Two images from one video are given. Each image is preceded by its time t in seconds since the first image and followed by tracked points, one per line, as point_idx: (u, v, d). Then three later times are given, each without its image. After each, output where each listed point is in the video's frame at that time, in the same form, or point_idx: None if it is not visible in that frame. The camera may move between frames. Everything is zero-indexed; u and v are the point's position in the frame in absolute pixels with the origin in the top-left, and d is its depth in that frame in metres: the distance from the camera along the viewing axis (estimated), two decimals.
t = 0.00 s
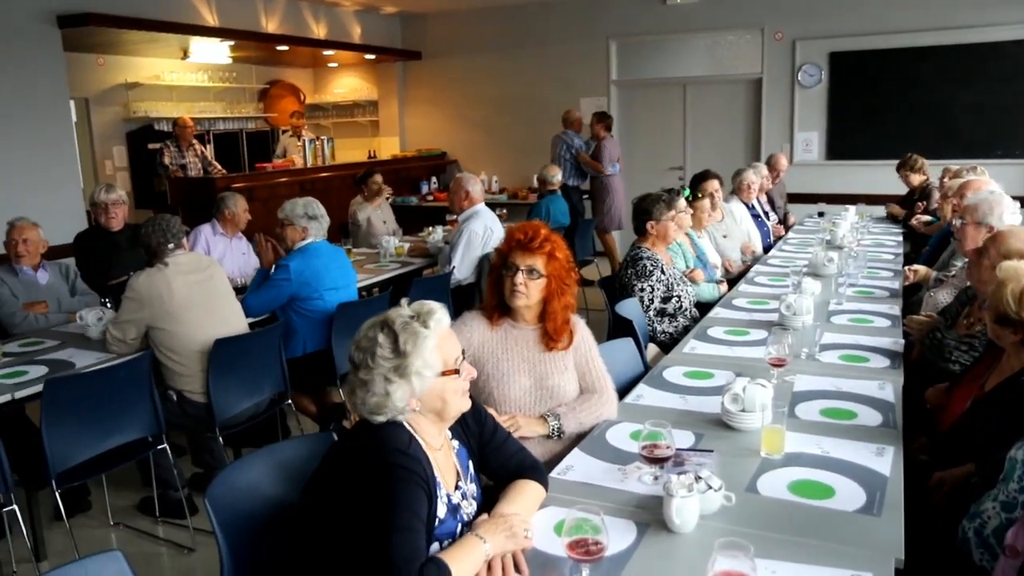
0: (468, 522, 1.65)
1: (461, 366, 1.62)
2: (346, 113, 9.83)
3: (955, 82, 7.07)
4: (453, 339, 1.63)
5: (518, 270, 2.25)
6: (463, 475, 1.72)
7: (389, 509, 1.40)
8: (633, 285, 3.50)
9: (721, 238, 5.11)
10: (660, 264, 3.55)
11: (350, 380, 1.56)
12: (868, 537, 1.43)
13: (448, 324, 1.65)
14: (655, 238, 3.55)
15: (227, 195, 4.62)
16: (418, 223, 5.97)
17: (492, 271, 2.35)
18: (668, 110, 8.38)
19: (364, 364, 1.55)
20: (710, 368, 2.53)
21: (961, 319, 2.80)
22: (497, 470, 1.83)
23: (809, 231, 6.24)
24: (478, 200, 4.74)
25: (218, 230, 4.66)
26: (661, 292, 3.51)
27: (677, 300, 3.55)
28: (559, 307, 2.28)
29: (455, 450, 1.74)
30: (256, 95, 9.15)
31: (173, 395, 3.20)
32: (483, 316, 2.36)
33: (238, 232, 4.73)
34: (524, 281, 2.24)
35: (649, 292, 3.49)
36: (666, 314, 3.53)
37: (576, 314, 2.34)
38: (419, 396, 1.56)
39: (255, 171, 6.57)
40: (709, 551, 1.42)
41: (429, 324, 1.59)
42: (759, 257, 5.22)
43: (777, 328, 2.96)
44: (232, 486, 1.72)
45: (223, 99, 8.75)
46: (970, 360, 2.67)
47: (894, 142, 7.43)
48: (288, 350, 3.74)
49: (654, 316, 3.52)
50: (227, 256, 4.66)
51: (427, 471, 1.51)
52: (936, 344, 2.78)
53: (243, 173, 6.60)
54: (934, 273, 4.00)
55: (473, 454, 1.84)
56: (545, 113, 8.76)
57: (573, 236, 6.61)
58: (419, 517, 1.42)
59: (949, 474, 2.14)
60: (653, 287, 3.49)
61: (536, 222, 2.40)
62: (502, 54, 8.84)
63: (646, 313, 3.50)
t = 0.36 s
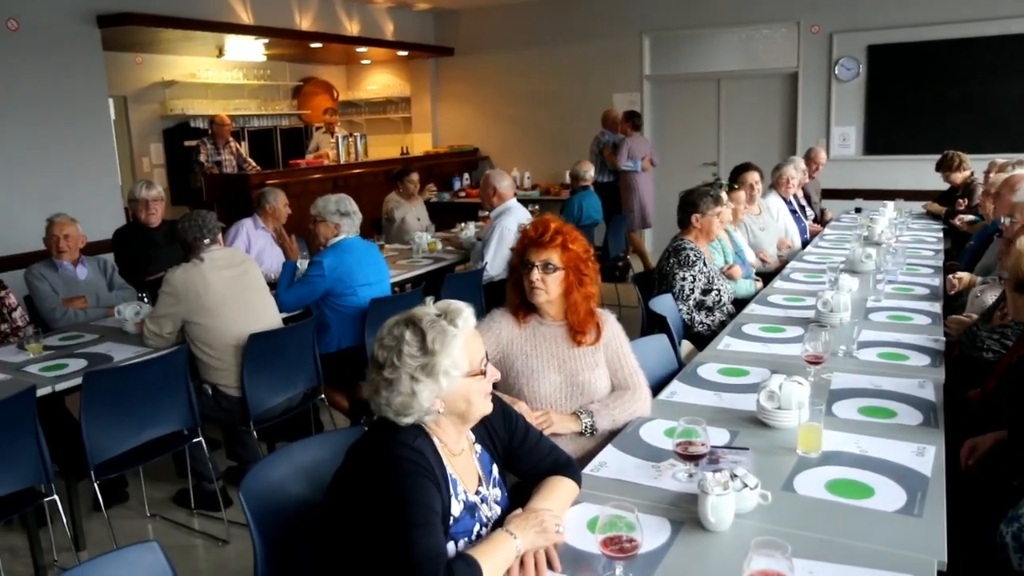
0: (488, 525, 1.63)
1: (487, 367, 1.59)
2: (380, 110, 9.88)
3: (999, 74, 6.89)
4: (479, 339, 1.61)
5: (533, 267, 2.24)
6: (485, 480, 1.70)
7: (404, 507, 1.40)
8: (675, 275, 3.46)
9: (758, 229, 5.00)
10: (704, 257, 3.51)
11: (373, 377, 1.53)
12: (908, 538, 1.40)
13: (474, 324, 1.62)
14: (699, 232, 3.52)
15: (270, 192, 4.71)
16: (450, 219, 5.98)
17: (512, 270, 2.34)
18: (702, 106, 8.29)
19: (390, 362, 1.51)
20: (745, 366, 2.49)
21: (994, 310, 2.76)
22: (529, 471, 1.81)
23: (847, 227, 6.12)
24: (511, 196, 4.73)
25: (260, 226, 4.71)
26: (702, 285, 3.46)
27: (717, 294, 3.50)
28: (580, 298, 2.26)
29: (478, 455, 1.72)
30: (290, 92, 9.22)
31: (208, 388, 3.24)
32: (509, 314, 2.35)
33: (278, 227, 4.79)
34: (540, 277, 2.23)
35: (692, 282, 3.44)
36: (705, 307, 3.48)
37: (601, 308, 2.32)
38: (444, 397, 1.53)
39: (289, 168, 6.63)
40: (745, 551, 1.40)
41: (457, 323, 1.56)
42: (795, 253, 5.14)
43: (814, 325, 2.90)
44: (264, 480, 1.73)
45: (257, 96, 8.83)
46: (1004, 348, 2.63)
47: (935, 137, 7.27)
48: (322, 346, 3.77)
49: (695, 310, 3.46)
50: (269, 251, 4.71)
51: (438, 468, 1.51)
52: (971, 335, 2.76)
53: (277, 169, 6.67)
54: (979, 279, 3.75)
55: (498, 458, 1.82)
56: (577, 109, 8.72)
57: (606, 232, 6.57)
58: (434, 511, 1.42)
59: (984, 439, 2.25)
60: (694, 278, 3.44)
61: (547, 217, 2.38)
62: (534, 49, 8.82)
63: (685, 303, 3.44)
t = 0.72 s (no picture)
0: (506, 527, 1.61)
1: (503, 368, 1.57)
2: (413, 107, 9.93)
3: None
4: (496, 339, 1.59)
5: (558, 262, 2.22)
6: (507, 481, 1.68)
7: (421, 505, 1.39)
8: (720, 264, 3.40)
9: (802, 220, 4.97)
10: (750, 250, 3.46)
11: (389, 378, 1.53)
12: (948, 541, 1.36)
13: (492, 324, 1.60)
14: (746, 226, 3.46)
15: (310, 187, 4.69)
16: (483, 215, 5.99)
17: (539, 268, 2.34)
18: (738, 102, 8.19)
19: (403, 363, 1.51)
20: (781, 364, 2.45)
21: None
22: (560, 470, 1.80)
23: (886, 224, 6.00)
24: (544, 192, 4.72)
25: (299, 221, 4.75)
26: (746, 276, 3.42)
27: (760, 287, 3.45)
28: (606, 291, 2.23)
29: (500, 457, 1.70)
30: (325, 89, 9.30)
31: (243, 381, 3.29)
32: (539, 309, 2.34)
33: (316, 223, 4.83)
34: (565, 271, 2.21)
35: (736, 272, 3.39)
36: (747, 299, 3.44)
37: (629, 304, 2.28)
38: (458, 398, 1.52)
39: (323, 164, 6.67)
40: (780, 551, 1.37)
41: (472, 323, 1.55)
42: (835, 249, 5.06)
43: (851, 324, 2.84)
44: (296, 471, 1.75)
45: (293, 93, 8.93)
46: None
47: (978, 133, 7.09)
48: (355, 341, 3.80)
49: (737, 301, 3.43)
50: (306, 248, 4.76)
51: (454, 466, 1.51)
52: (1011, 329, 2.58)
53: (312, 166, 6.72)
54: None
55: (523, 460, 1.80)
56: (610, 105, 8.67)
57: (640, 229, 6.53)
58: (451, 507, 1.42)
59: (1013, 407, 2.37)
60: (740, 268, 3.39)
61: (571, 212, 2.36)
62: (568, 45, 8.78)
63: (727, 292, 3.41)
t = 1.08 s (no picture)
0: (534, 526, 1.60)
1: (535, 363, 1.55)
2: (455, 105, 9.97)
3: None
4: (529, 333, 1.58)
5: (603, 259, 2.20)
6: (536, 478, 1.67)
7: (451, 500, 1.39)
8: (758, 265, 3.35)
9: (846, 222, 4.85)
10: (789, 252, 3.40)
11: (420, 369, 1.54)
12: (991, 553, 1.31)
13: (525, 319, 1.59)
14: (787, 227, 3.39)
15: (348, 183, 4.74)
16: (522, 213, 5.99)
17: (581, 264, 2.32)
18: (782, 101, 8.06)
19: (435, 354, 1.52)
20: (820, 367, 2.39)
21: None
22: (590, 468, 1.78)
23: (933, 227, 5.85)
24: (584, 190, 4.69)
25: (338, 217, 4.81)
26: (785, 278, 3.36)
27: (800, 289, 3.39)
28: (650, 292, 2.20)
29: (530, 455, 1.68)
30: (367, 87, 9.39)
31: (279, 374, 3.32)
32: (578, 307, 2.33)
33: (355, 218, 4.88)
34: (609, 269, 2.19)
35: (776, 274, 3.34)
36: (786, 302, 3.38)
37: (670, 304, 2.25)
38: (489, 391, 1.51)
39: (364, 161, 6.72)
40: (814, 558, 1.34)
41: (505, 316, 1.55)
42: (879, 253, 4.94)
43: (894, 328, 2.78)
44: (327, 466, 1.76)
45: (335, 90, 9.03)
46: None
47: None
48: (391, 336, 3.82)
49: (776, 303, 3.38)
50: (344, 243, 4.81)
51: (484, 462, 1.50)
52: None
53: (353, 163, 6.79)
54: None
55: (552, 459, 1.77)
56: (651, 104, 8.60)
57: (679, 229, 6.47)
58: (482, 503, 1.41)
59: None
60: (779, 270, 3.34)
61: (619, 210, 2.34)
62: (610, 44, 8.73)
63: (766, 294, 3.35)
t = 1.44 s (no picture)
0: (583, 516, 1.60)
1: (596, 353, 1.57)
2: (506, 104, 10.00)
3: None
4: (592, 326, 1.60)
5: (664, 258, 2.18)
6: (583, 468, 1.66)
7: (500, 489, 1.38)
8: (798, 279, 3.29)
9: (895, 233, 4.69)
10: (830, 260, 3.32)
11: (485, 354, 1.55)
12: None
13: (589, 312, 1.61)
14: (832, 233, 3.34)
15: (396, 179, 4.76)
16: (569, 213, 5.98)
17: (637, 262, 2.29)
18: (839, 104, 7.88)
19: (502, 338, 1.53)
20: (868, 375, 2.33)
21: None
22: (628, 465, 1.77)
23: (994, 235, 5.65)
24: (631, 190, 4.66)
25: (387, 213, 4.87)
26: (826, 291, 3.27)
27: (843, 300, 3.30)
28: (705, 300, 2.17)
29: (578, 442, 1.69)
30: (419, 85, 9.48)
31: (324, 366, 3.37)
32: (626, 306, 2.30)
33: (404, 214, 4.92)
34: (670, 269, 2.16)
35: (816, 288, 3.26)
36: (829, 313, 3.29)
37: (722, 309, 2.22)
38: (551, 377, 1.52)
39: (413, 158, 6.78)
40: (852, 567, 1.30)
41: (571, 306, 1.57)
42: (933, 261, 4.80)
43: (948, 336, 2.69)
44: (368, 456, 1.78)
45: (386, 88, 9.12)
46: None
47: None
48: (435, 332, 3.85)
49: (816, 316, 3.29)
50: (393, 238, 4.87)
51: (540, 457, 1.49)
52: None
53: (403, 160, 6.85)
54: None
55: (598, 450, 1.77)
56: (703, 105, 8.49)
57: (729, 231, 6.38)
58: (531, 500, 1.40)
59: None
60: (819, 283, 3.26)
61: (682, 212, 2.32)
62: (662, 44, 8.65)
63: (806, 310, 3.28)
